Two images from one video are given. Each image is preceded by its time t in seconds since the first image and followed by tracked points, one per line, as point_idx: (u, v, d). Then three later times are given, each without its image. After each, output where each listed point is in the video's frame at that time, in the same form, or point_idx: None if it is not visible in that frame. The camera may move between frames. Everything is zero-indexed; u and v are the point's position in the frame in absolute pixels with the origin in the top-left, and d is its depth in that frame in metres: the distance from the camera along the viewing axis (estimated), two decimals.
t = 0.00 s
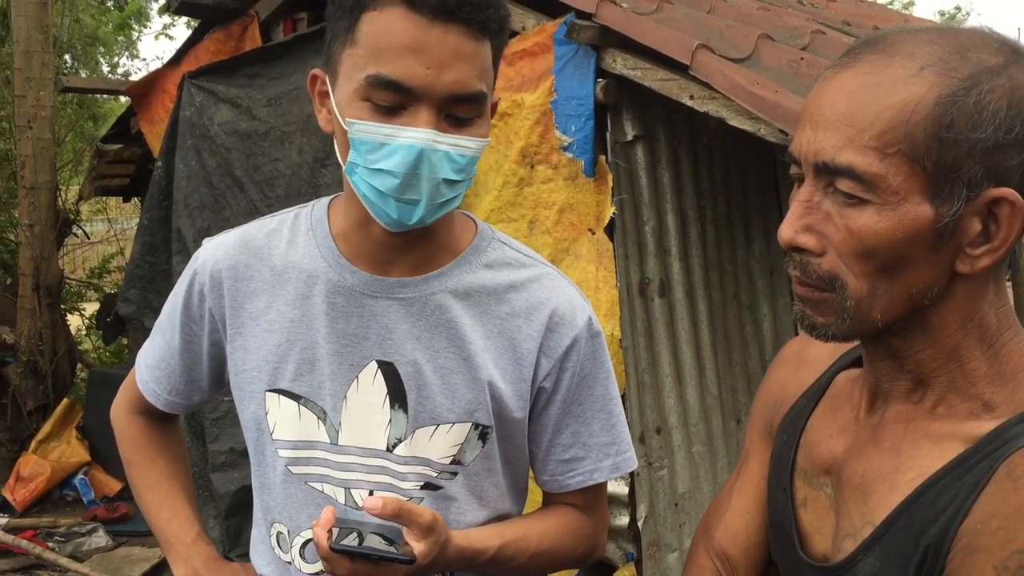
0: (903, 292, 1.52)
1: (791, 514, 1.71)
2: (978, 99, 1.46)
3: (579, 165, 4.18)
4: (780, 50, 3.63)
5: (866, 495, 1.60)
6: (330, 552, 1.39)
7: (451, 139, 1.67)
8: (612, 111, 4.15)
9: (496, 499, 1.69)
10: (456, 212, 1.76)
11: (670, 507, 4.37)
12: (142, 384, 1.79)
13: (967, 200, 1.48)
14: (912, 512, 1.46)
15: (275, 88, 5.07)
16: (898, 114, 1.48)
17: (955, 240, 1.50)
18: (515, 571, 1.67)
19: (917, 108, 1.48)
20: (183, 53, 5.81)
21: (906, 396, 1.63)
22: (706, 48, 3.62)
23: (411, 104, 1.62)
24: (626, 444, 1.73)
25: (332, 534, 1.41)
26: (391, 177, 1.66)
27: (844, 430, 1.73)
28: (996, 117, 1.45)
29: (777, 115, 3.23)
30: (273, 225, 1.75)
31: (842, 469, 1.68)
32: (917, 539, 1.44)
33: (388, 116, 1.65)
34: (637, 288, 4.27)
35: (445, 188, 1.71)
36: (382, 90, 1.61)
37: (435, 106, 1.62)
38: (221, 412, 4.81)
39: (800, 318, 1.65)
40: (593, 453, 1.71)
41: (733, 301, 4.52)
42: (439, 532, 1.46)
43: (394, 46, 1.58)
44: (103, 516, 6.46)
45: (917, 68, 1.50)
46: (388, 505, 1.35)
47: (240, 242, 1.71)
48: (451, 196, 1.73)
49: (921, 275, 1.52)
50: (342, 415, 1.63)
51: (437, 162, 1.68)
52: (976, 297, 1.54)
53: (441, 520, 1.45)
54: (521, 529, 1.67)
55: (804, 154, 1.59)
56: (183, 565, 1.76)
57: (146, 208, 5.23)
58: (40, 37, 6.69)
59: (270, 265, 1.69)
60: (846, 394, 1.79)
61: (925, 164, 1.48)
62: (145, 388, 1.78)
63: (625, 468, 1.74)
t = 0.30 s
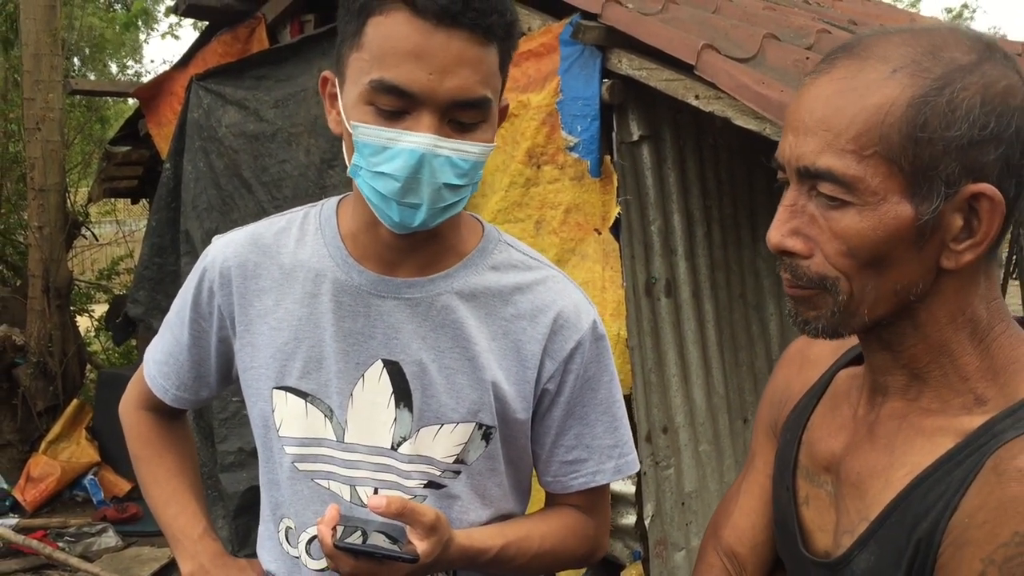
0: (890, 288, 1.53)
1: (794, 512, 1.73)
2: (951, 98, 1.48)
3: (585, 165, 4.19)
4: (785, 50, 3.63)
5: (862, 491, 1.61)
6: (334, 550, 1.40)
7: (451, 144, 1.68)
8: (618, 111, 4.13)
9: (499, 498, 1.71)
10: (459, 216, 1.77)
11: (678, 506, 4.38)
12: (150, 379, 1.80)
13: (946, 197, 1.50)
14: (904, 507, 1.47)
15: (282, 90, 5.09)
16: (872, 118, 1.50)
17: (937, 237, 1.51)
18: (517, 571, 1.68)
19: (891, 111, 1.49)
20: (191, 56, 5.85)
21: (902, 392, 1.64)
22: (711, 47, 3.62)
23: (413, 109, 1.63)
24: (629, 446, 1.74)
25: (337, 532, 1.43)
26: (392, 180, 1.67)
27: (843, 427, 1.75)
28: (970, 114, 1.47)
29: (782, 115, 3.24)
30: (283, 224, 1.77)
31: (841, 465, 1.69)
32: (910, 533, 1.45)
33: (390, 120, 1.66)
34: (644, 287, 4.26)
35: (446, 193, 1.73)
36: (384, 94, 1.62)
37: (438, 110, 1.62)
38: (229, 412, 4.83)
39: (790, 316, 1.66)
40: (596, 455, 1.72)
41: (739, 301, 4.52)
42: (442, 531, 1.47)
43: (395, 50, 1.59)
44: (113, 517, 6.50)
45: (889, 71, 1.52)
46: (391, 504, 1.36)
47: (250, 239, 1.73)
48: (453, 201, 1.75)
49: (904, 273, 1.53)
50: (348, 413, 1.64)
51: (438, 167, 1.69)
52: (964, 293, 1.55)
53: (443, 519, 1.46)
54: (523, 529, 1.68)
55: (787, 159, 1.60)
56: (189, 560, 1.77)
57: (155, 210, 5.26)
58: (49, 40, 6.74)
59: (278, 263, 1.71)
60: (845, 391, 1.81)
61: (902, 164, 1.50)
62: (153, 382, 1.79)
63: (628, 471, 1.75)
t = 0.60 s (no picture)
0: (877, 289, 1.55)
1: (784, 509, 1.74)
2: (933, 99, 1.50)
3: (584, 166, 4.21)
4: (784, 51, 3.69)
5: (853, 489, 1.63)
6: (333, 557, 1.41)
7: (439, 151, 1.67)
8: (617, 113, 4.16)
9: (499, 501, 1.72)
10: (455, 222, 1.77)
11: (679, 506, 4.39)
12: (153, 377, 1.82)
13: (930, 197, 1.51)
14: (895, 504, 1.48)
15: (283, 93, 5.11)
16: (856, 119, 1.52)
17: (922, 237, 1.53)
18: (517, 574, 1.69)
19: (874, 113, 1.51)
20: (192, 58, 5.87)
21: (893, 392, 1.65)
22: (710, 49, 3.64)
23: (401, 118, 1.64)
24: (629, 451, 1.76)
25: (336, 536, 1.44)
26: (382, 189, 1.70)
27: (833, 425, 1.76)
28: (953, 115, 1.49)
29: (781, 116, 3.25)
30: (287, 225, 1.79)
31: (830, 463, 1.71)
32: (899, 531, 1.46)
33: (381, 128, 1.68)
34: (644, 288, 4.28)
35: (437, 201, 1.72)
36: (371, 104, 1.63)
37: (425, 119, 1.63)
38: (231, 414, 4.84)
39: (781, 325, 1.68)
40: (597, 459, 1.73)
41: (739, 301, 4.53)
42: (440, 538, 1.46)
43: (384, 59, 1.60)
44: (115, 519, 6.51)
45: (872, 73, 1.54)
46: (390, 510, 1.38)
47: (254, 240, 1.74)
48: (447, 208, 1.74)
49: (890, 274, 1.55)
50: (348, 415, 1.66)
51: (427, 175, 1.69)
52: (953, 292, 1.56)
53: (442, 525, 1.46)
54: (522, 532, 1.69)
55: (774, 160, 1.62)
56: (187, 558, 1.79)
57: (156, 213, 5.28)
58: (50, 43, 6.77)
59: (282, 265, 1.73)
60: (835, 390, 1.82)
61: (886, 165, 1.51)
62: (156, 381, 1.81)
63: (628, 475, 1.77)
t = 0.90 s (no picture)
0: (867, 291, 1.56)
1: (770, 510, 1.76)
2: (925, 102, 1.51)
3: (583, 170, 4.23)
4: (781, 55, 3.74)
5: (841, 490, 1.63)
6: (328, 557, 1.42)
7: (432, 157, 1.69)
8: (617, 116, 4.18)
9: (494, 503, 1.73)
10: (450, 228, 1.77)
11: (678, 508, 4.39)
12: (149, 378, 1.82)
13: (921, 199, 1.52)
14: (885, 505, 1.49)
15: (283, 96, 5.12)
16: (849, 121, 1.53)
17: (913, 238, 1.54)
18: None
19: (866, 115, 1.52)
20: (193, 62, 5.88)
21: (883, 394, 1.66)
22: (708, 52, 3.66)
23: (395, 124, 1.65)
24: (623, 454, 1.77)
25: (331, 538, 1.44)
26: (375, 195, 1.72)
27: (823, 426, 1.77)
28: (943, 117, 1.51)
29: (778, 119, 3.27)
30: (284, 228, 1.80)
31: (819, 464, 1.72)
32: (890, 532, 1.47)
33: (376, 134, 1.69)
34: (642, 291, 4.30)
35: (430, 207, 1.73)
36: (366, 111, 1.65)
37: (419, 125, 1.64)
38: (232, 417, 4.85)
39: (770, 317, 1.68)
40: (591, 461, 1.75)
41: (738, 303, 4.53)
42: (435, 539, 1.47)
43: (376, 66, 1.61)
44: (115, 522, 6.52)
45: (865, 76, 1.55)
46: (385, 512, 1.37)
47: (250, 243, 1.76)
48: (439, 213, 1.75)
49: (883, 276, 1.55)
50: (344, 417, 1.67)
51: (420, 181, 1.70)
52: (943, 293, 1.57)
53: (437, 527, 1.46)
54: (517, 534, 1.70)
55: (766, 162, 1.63)
56: (185, 558, 1.80)
57: (156, 217, 5.29)
58: (52, 47, 6.79)
59: (279, 267, 1.74)
60: (823, 392, 1.83)
61: (878, 167, 1.52)
62: (151, 382, 1.82)
63: (622, 478, 1.78)
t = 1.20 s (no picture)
0: (869, 298, 1.57)
1: (770, 504, 1.76)
2: (909, 108, 1.52)
3: (584, 172, 4.23)
4: (781, 58, 3.75)
5: (847, 487, 1.64)
6: (323, 556, 1.44)
7: (417, 159, 1.71)
8: (617, 118, 4.19)
9: (491, 501, 1.74)
10: (438, 229, 1.78)
11: (678, 510, 4.42)
12: (147, 382, 1.84)
13: (912, 205, 1.52)
14: (894, 502, 1.50)
15: (285, 98, 5.14)
16: (835, 130, 1.55)
17: (908, 244, 1.54)
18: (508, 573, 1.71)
19: (852, 123, 1.54)
20: (195, 65, 5.91)
21: (891, 392, 1.68)
22: (708, 55, 3.66)
23: (379, 126, 1.67)
24: (619, 451, 1.78)
25: (327, 537, 1.46)
26: (361, 198, 1.74)
27: (828, 424, 1.79)
28: (928, 124, 1.52)
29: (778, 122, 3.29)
30: (279, 230, 1.81)
31: (825, 461, 1.73)
32: (899, 530, 1.48)
33: (361, 137, 1.71)
34: (642, 294, 4.31)
35: (417, 208, 1.75)
36: (350, 113, 1.67)
37: (403, 127, 1.65)
38: (233, 418, 4.86)
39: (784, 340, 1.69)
40: (587, 459, 1.76)
41: (738, 305, 4.55)
42: (430, 538, 1.48)
43: (361, 69, 1.62)
44: (117, 523, 6.53)
45: (846, 87, 1.57)
46: (380, 510, 1.39)
47: (245, 246, 1.77)
48: (427, 214, 1.76)
49: (884, 283, 1.56)
50: (340, 417, 1.68)
51: (405, 183, 1.72)
52: (946, 292, 1.58)
53: (431, 526, 1.47)
54: (513, 532, 1.71)
55: (756, 178, 1.65)
56: (182, 559, 1.82)
57: (158, 219, 5.32)
58: (55, 50, 6.81)
59: (274, 269, 1.75)
60: (829, 390, 1.85)
61: (866, 176, 1.53)
62: (149, 386, 1.83)
63: (618, 475, 1.79)
